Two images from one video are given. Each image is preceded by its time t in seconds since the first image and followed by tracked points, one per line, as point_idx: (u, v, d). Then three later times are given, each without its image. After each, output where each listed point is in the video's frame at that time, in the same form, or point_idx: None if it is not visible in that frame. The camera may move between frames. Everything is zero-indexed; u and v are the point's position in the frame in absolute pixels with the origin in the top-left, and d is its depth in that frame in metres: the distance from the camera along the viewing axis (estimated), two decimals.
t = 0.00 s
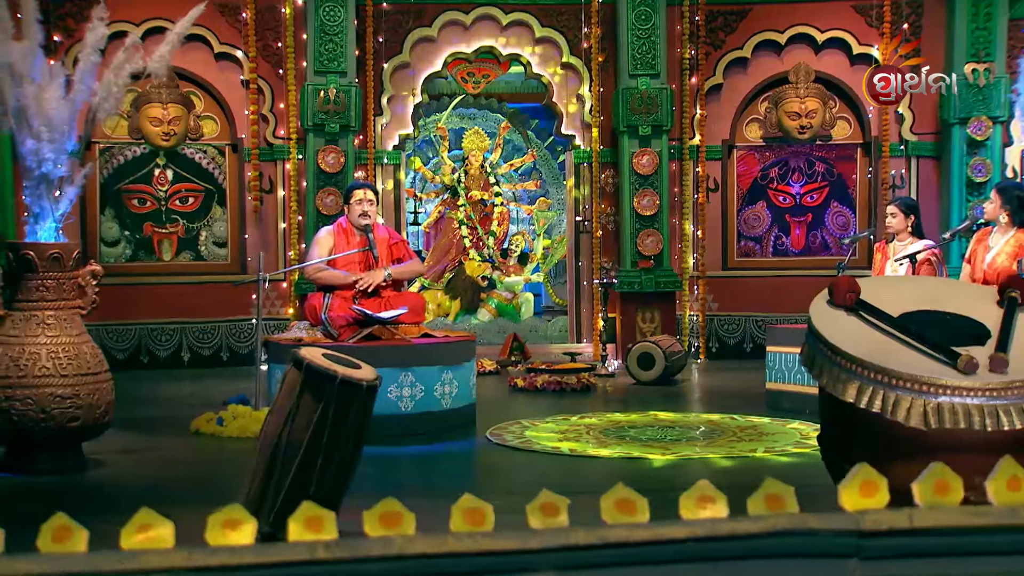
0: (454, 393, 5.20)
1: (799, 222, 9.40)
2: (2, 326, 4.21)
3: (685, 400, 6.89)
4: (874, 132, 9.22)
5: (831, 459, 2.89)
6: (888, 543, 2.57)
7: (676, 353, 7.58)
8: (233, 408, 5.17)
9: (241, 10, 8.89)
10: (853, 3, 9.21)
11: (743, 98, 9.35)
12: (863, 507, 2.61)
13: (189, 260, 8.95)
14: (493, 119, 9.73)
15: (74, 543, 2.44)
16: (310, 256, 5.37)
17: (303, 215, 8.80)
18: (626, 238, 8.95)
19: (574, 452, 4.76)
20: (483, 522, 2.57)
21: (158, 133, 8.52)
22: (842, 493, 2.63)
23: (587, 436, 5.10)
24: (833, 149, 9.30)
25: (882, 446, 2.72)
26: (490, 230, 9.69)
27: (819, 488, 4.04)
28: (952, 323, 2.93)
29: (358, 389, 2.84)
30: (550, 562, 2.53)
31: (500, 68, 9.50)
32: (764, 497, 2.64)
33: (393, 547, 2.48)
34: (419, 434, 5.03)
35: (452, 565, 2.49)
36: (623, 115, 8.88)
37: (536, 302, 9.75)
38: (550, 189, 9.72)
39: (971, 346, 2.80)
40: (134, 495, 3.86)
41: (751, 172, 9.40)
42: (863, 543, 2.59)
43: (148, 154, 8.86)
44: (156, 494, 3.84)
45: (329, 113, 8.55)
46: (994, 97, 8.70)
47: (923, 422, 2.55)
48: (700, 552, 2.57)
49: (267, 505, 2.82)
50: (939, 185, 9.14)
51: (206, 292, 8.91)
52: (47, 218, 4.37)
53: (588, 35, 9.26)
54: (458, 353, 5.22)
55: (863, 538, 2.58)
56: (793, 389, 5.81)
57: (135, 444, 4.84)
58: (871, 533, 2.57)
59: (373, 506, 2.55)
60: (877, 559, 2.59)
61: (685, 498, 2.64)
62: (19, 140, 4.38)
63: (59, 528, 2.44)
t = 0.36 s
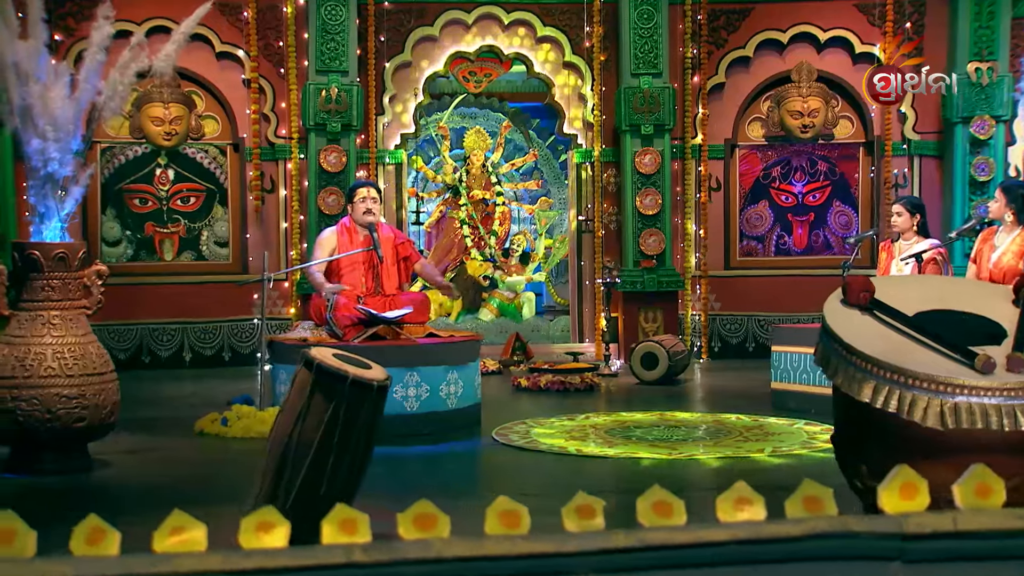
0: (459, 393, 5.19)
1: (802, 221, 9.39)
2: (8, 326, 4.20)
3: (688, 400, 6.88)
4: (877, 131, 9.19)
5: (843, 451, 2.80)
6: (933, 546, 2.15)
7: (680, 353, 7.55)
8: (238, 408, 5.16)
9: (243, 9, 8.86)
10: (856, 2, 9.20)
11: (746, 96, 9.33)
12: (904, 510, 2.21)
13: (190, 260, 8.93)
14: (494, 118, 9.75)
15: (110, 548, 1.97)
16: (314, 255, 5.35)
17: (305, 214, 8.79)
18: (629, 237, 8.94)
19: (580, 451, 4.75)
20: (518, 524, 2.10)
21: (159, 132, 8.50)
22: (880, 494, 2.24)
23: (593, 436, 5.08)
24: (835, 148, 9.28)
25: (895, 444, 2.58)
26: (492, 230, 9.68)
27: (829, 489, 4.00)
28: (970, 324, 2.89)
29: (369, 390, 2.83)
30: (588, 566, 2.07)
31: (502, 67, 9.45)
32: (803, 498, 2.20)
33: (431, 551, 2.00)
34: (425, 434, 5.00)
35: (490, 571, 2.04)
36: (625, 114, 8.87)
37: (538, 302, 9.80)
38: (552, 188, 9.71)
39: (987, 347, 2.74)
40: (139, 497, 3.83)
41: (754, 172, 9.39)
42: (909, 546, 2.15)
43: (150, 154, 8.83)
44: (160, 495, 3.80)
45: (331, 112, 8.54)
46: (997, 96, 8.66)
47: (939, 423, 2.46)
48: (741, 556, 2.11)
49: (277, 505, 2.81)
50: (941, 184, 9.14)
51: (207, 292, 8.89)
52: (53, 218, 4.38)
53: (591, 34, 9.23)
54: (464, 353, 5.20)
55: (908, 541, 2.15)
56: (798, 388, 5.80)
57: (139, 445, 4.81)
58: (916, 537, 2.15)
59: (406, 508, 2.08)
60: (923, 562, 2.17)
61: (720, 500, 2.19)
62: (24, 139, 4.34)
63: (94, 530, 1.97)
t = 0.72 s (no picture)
0: (464, 393, 5.18)
1: (803, 221, 9.38)
2: (14, 327, 4.19)
3: (692, 400, 6.86)
4: (879, 130, 9.19)
5: (855, 449, 2.79)
6: (976, 550, 2.18)
7: (683, 353, 7.53)
8: (242, 409, 5.15)
9: (243, 9, 8.83)
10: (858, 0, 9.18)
11: (748, 96, 9.33)
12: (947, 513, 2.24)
13: (192, 260, 8.91)
14: (496, 118, 9.76)
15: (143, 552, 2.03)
16: (318, 256, 5.32)
17: (307, 214, 8.79)
18: (631, 237, 8.93)
19: (587, 452, 4.74)
20: (555, 526, 2.14)
21: (160, 132, 8.48)
22: (920, 497, 2.28)
23: (598, 437, 5.07)
24: (837, 148, 9.27)
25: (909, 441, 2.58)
26: (493, 229, 9.69)
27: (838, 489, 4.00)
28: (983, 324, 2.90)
29: (380, 391, 2.82)
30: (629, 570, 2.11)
31: (504, 67, 9.47)
32: (840, 501, 2.27)
33: (467, 553, 2.05)
34: (430, 435, 4.99)
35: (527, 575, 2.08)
36: (627, 113, 8.85)
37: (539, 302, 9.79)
38: (553, 188, 9.70)
39: (1004, 346, 2.74)
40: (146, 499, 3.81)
41: (756, 171, 9.38)
42: (953, 550, 2.18)
43: (150, 154, 8.81)
44: (166, 496, 3.79)
45: (332, 112, 8.52)
46: (1000, 96, 8.65)
47: (956, 422, 2.45)
48: (780, 560, 2.16)
49: (287, 507, 2.78)
50: (943, 183, 9.13)
51: (208, 293, 8.87)
52: (58, 217, 4.37)
53: (593, 33, 9.21)
54: (469, 354, 5.19)
55: (952, 545, 2.18)
56: (803, 388, 5.78)
57: (143, 446, 4.79)
58: (961, 541, 2.18)
59: (442, 512, 2.16)
60: (968, 567, 2.19)
61: (758, 503, 2.26)
62: (29, 139, 4.33)
63: (128, 533, 2.04)
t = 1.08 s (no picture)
0: (469, 393, 5.16)
1: (805, 220, 9.37)
2: (18, 327, 4.17)
3: (695, 400, 6.86)
4: (881, 130, 9.17)
5: (869, 455, 2.87)
6: None
7: (686, 353, 7.52)
8: (246, 410, 5.13)
9: (244, 8, 8.81)
10: None
11: (749, 95, 9.32)
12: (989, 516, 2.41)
13: (192, 260, 8.89)
14: (496, 117, 9.64)
15: (175, 554, 2.21)
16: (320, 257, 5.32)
17: (308, 214, 8.79)
18: (633, 237, 8.92)
19: (593, 452, 4.72)
20: (593, 528, 2.35)
21: (160, 132, 8.45)
22: (964, 500, 2.45)
23: (603, 437, 5.05)
24: (839, 148, 9.26)
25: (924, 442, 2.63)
26: (495, 230, 9.58)
27: (845, 490, 3.99)
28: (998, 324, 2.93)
29: (391, 391, 2.79)
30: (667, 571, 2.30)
31: (505, 66, 9.44)
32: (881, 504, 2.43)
33: (508, 556, 2.23)
34: (434, 435, 4.98)
35: None
36: (629, 113, 8.83)
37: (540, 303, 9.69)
38: (553, 188, 9.68)
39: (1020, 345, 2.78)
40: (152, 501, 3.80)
41: (757, 171, 9.37)
42: (999, 554, 2.36)
43: (151, 154, 8.78)
44: (172, 497, 3.77)
45: (333, 112, 8.51)
46: (1001, 95, 8.66)
47: (972, 422, 2.50)
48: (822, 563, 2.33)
49: (297, 507, 2.77)
50: (944, 182, 9.12)
51: (209, 293, 8.85)
52: (63, 217, 4.34)
53: (594, 32, 9.20)
54: (473, 354, 5.17)
55: (998, 548, 2.35)
56: (808, 388, 5.77)
57: (148, 446, 4.78)
58: (1006, 543, 2.35)
59: (476, 515, 2.34)
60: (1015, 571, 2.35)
61: (798, 505, 2.44)
62: (34, 139, 4.31)
63: (160, 536, 2.22)
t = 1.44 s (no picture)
0: (473, 392, 5.14)
1: (806, 219, 9.36)
2: (23, 327, 4.15)
3: (697, 399, 6.84)
4: (882, 128, 9.16)
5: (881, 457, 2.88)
6: None
7: (688, 352, 7.50)
8: (249, 409, 5.11)
9: (245, 6, 8.78)
10: None
11: (750, 94, 9.30)
12: None
13: (192, 260, 8.87)
14: (496, 116, 9.70)
15: (208, 555, 2.27)
16: (322, 257, 5.33)
17: (308, 213, 8.78)
18: (634, 236, 8.90)
19: (599, 452, 4.70)
20: (630, 530, 2.42)
21: (160, 131, 8.43)
22: (1005, 502, 2.49)
23: (608, 436, 5.04)
24: (840, 146, 9.25)
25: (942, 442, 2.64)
26: (495, 228, 9.61)
27: (853, 490, 3.98)
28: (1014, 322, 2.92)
29: (400, 391, 2.79)
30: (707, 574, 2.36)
31: (505, 64, 9.40)
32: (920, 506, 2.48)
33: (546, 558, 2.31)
34: (439, 435, 4.97)
35: None
36: (630, 111, 8.82)
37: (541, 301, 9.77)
38: (553, 186, 9.65)
39: None
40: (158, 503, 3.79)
41: (758, 169, 9.35)
42: None
43: (151, 153, 8.75)
44: (183, 498, 3.76)
45: (334, 110, 8.49)
46: (1003, 94, 8.65)
47: (989, 422, 2.52)
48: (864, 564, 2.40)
49: (306, 507, 2.75)
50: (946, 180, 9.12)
51: (209, 292, 8.82)
52: (67, 216, 4.31)
53: (595, 31, 9.20)
54: (477, 353, 5.16)
55: None
56: (812, 387, 5.76)
57: (152, 446, 4.77)
58: None
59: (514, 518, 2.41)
60: None
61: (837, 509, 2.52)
62: (38, 138, 4.29)
63: (193, 537, 2.28)
